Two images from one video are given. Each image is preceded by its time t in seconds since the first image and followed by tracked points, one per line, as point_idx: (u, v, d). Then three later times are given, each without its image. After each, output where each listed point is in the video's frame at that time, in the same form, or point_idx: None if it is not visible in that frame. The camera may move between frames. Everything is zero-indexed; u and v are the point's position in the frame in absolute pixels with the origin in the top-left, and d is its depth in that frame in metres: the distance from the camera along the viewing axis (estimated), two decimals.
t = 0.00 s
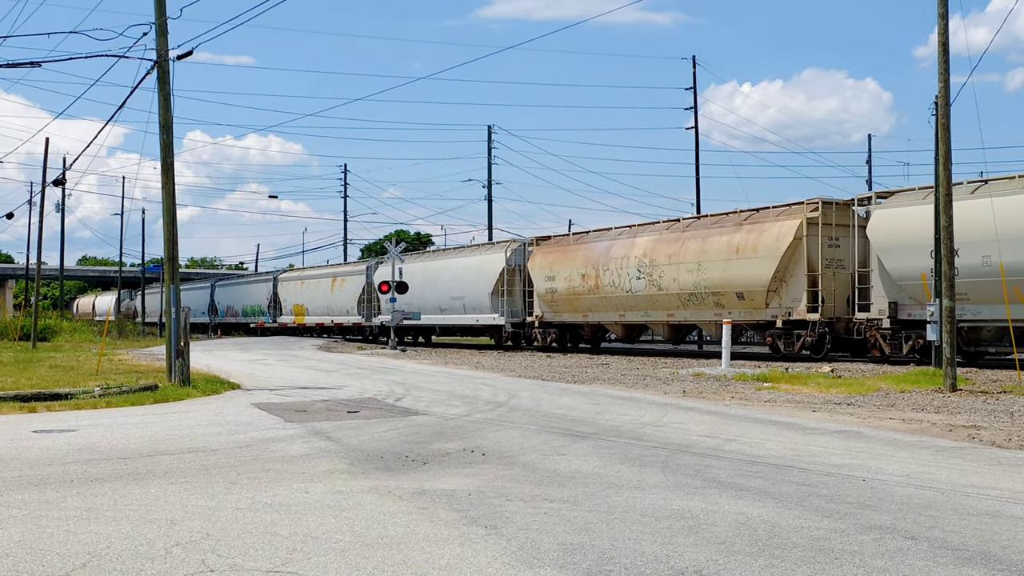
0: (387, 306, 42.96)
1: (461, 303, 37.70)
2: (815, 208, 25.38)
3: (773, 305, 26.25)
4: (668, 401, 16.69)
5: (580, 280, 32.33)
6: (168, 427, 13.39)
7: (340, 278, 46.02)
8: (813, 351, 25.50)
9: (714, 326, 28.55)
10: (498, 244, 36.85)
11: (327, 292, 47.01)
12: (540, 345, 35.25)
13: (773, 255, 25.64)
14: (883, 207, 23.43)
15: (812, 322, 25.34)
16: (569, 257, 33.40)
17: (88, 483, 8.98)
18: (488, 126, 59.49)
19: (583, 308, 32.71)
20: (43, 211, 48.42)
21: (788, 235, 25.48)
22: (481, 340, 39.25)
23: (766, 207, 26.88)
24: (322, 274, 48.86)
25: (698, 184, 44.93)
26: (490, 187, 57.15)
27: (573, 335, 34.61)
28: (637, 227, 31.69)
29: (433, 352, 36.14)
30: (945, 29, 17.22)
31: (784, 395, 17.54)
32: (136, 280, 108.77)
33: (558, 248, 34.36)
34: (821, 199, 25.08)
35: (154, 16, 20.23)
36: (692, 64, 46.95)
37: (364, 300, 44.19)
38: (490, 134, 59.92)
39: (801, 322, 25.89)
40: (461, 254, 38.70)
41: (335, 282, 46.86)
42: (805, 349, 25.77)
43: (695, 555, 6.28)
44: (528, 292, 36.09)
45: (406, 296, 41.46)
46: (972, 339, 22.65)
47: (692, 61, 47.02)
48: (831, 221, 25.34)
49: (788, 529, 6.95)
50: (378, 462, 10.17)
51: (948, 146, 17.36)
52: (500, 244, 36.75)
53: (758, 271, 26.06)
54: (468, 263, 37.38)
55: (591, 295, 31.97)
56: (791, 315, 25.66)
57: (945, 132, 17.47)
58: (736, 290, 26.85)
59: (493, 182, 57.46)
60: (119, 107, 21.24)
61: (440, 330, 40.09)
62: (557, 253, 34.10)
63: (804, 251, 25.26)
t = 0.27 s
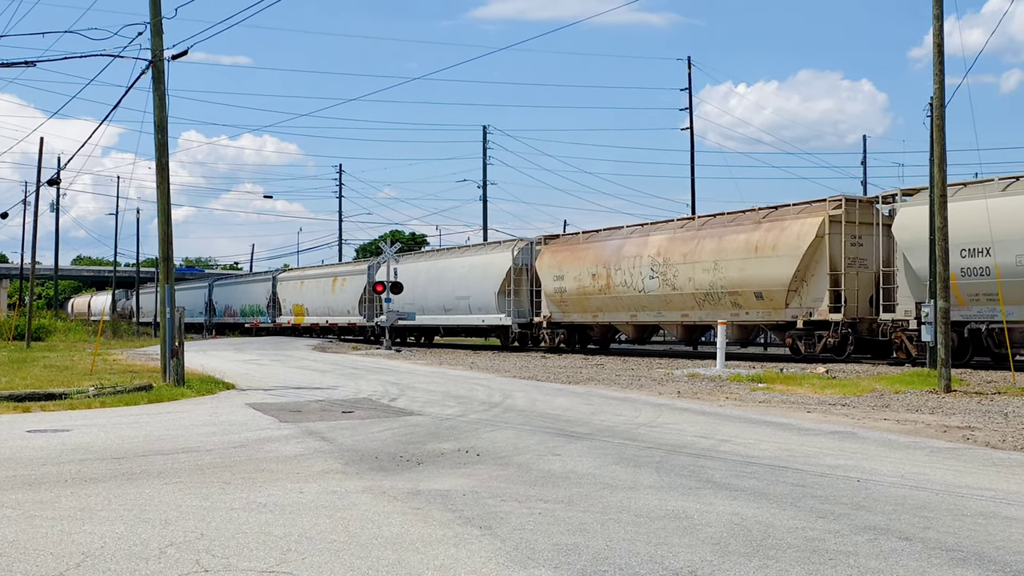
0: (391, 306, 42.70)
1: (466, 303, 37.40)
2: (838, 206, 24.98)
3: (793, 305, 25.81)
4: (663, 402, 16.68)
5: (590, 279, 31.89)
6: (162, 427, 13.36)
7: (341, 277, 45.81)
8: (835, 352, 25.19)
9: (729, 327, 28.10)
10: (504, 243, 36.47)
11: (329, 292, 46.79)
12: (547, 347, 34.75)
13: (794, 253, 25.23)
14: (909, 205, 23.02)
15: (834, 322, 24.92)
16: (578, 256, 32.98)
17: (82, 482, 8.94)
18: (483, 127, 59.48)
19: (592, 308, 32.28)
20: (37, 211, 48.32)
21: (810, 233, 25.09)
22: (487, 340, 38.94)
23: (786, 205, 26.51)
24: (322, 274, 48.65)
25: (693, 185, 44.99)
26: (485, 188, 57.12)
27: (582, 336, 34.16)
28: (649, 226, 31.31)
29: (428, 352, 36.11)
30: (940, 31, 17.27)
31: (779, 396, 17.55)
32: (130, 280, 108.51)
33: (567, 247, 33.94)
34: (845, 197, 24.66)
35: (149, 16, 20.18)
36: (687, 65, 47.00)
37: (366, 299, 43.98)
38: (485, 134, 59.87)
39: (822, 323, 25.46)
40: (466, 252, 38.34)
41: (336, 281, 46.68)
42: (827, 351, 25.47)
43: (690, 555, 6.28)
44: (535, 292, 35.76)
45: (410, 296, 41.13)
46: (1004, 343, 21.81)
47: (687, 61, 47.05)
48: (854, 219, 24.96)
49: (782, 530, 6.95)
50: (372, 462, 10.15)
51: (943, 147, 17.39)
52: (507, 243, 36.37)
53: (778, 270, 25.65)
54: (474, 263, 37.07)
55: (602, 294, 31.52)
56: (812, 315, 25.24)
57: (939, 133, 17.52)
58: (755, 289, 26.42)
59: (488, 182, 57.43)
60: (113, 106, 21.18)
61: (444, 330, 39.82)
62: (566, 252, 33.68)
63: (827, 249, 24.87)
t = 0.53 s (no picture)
0: (393, 304, 42.05)
1: (471, 301, 36.75)
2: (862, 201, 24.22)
3: (814, 303, 25.20)
4: (657, 400, 16.68)
5: (601, 277, 31.32)
6: (156, 424, 13.31)
7: (342, 275, 45.55)
8: (858, 352, 24.41)
9: (746, 326, 27.50)
10: (510, 240, 35.75)
11: (330, 290, 46.43)
12: (555, 346, 34.23)
13: (816, 250, 24.57)
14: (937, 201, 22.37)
15: (857, 321, 24.27)
16: (588, 253, 32.40)
17: (76, 480, 8.91)
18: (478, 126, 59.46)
19: (603, 307, 31.76)
20: (30, 208, 48.22)
21: (832, 229, 24.44)
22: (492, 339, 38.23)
23: (806, 201, 25.84)
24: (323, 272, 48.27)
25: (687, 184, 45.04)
26: (480, 187, 57.11)
27: (591, 334, 33.62)
28: (662, 222, 30.67)
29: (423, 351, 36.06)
30: (935, 30, 17.28)
31: (773, 394, 17.56)
32: (124, 278, 108.20)
33: (576, 243, 33.33)
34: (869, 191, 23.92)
35: (144, 13, 20.11)
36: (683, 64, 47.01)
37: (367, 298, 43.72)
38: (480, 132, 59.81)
39: (845, 321, 24.84)
40: (472, 249, 37.66)
41: (336, 279, 46.46)
42: (848, 350, 24.68)
43: (684, 554, 6.27)
44: (542, 289, 35.05)
45: (413, 293, 40.47)
46: None
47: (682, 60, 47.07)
48: (878, 215, 24.13)
49: (777, 529, 6.95)
50: (366, 460, 10.13)
51: (938, 146, 17.40)
52: (513, 240, 35.65)
53: (799, 267, 25.00)
54: (479, 260, 36.39)
55: (613, 292, 30.95)
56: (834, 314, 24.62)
57: (934, 132, 17.54)
58: (775, 287, 25.80)
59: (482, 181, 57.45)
60: (108, 103, 21.10)
61: (447, 328, 39.15)
62: (575, 249, 33.09)
63: (850, 246, 24.20)
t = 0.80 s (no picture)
0: (400, 301, 41.64)
1: (480, 299, 36.33)
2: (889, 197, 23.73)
3: (838, 302, 24.64)
4: (653, 398, 16.70)
5: (614, 275, 30.78)
6: (153, 422, 13.28)
7: (346, 272, 45.27)
8: (886, 352, 23.95)
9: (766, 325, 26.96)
10: (519, 237, 35.31)
11: (333, 287, 46.18)
12: (567, 345, 33.79)
13: (841, 247, 23.99)
14: (969, 194, 21.74)
15: (885, 321, 23.83)
16: (600, 250, 31.86)
17: (72, 478, 8.89)
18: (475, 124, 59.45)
19: (616, 305, 31.27)
20: (27, 205, 48.16)
21: (858, 226, 23.88)
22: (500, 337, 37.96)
23: (829, 197, 25.27)
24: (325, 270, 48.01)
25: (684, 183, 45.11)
26: (476, 185, 57.12)
27: (602, 333, 33.32)
28: (677, 218, 30.15)
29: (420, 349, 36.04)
30: (931, 29, 17.30)
31: (769, 393, 17.58)
32: (121, 275, 108.03)
33: (588, 240, 32.78)
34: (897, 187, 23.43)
35: (141, 10, 20.06)
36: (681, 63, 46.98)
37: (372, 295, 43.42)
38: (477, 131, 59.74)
39: (872, 321, 24.35)
40: (481, 246, 37.22)
41: (339, 276, 46.22)
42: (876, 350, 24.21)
43: (680, 552, 6.27)
44: (553, 287, 34.69)
45: (420, 291, 40.00)
46: None
47: (680, 59, 46.99)
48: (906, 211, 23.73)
49: (773, 527, 6.95)
50: (363, 458, 10.12)
51: (934, 145, 17.42)
52: (522, 237, 35.21)
53: (823, 264, 24.43)
54: (489, 257, 35.93)
55: (627, 290, 30.41)
56: (860, 313, 24.07)
57: (930, 132, 17.56)
58: (797, 285, 25.22)
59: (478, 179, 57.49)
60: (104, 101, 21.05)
61: (455, 326, 38.77)
62: (587, 246, 32.57)
63: (877, 243, 23.69)
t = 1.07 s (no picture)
0: (406, 299, 41.08)
1: (488, 296, 35.75)
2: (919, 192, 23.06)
3: (865, 300, 24.02)
4: (651, 396, 16.70)
5: (628, 272, 30.24)
6: (150, 420, 13.28)
7: (349, 269, 44.92)
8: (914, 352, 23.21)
9: (789, 323, 26.36)
10: (529, 233, 34.76)
11: (337, 284, 45.91)
12: (578, 343, 33.23)
13: (869, 243, 23.36)
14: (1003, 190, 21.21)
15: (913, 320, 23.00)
16: (613, 246, 31.27)
17: (69, 475, 8.88)
18: (472, 122, 59.44)
19: (630, 302, 30.74)
20: (24, 202, 48.13)
21: (886, 221, 23.23)
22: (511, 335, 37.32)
23: (855, 191, 24.58)
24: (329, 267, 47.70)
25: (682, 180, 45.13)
26: (474, 182, 57.13)
27: (615, 331, 32.73)
28: (693, 214, 29.56)
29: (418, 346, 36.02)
30: (929, 27, 17.30)
31: (767, 391, 17.58)
32: (118, 273, 107.86)
33: (601, 237, 32.18)
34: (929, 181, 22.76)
35: (138, 7, 20.02)
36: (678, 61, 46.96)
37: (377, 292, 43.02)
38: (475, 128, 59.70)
39: (900, 319, 23.59)
40: (489, 243, 36.66)
41: (343, 273, 45.89)
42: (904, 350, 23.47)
43: (678, 550, 6.28)
44: (563, 284, 34.11)
45: (427, 288, 39.41)
46: None
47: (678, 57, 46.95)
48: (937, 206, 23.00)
49: (770, 525, 6.96)
50: (360, 456, 10.13)
51: (932, 143, 17.42)
52: (532, 233, 34.66)
53: (849, 261, 23.82)
54: (498, 253, 35.34)
55: (642, 288, 29.88)
56: (888, 311, 23.43)
57: (928, 130, 17.57)
58: (822, 282, 24.64)
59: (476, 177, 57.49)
60: (101, 98, 21.02)
61: (462, 324, 38.24)
62: (600, 243, 31.95)
63: (906, 239, 23.00)
